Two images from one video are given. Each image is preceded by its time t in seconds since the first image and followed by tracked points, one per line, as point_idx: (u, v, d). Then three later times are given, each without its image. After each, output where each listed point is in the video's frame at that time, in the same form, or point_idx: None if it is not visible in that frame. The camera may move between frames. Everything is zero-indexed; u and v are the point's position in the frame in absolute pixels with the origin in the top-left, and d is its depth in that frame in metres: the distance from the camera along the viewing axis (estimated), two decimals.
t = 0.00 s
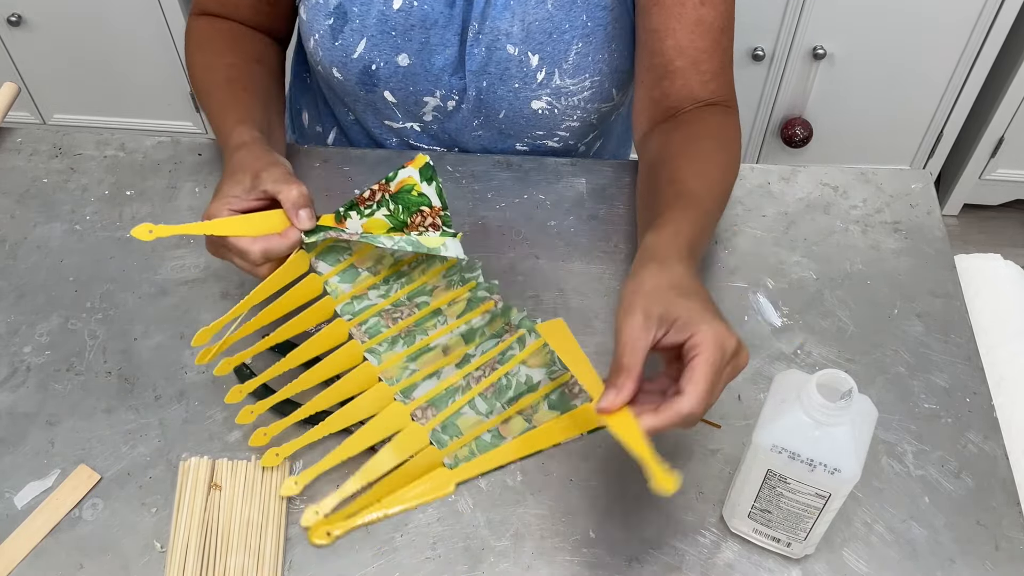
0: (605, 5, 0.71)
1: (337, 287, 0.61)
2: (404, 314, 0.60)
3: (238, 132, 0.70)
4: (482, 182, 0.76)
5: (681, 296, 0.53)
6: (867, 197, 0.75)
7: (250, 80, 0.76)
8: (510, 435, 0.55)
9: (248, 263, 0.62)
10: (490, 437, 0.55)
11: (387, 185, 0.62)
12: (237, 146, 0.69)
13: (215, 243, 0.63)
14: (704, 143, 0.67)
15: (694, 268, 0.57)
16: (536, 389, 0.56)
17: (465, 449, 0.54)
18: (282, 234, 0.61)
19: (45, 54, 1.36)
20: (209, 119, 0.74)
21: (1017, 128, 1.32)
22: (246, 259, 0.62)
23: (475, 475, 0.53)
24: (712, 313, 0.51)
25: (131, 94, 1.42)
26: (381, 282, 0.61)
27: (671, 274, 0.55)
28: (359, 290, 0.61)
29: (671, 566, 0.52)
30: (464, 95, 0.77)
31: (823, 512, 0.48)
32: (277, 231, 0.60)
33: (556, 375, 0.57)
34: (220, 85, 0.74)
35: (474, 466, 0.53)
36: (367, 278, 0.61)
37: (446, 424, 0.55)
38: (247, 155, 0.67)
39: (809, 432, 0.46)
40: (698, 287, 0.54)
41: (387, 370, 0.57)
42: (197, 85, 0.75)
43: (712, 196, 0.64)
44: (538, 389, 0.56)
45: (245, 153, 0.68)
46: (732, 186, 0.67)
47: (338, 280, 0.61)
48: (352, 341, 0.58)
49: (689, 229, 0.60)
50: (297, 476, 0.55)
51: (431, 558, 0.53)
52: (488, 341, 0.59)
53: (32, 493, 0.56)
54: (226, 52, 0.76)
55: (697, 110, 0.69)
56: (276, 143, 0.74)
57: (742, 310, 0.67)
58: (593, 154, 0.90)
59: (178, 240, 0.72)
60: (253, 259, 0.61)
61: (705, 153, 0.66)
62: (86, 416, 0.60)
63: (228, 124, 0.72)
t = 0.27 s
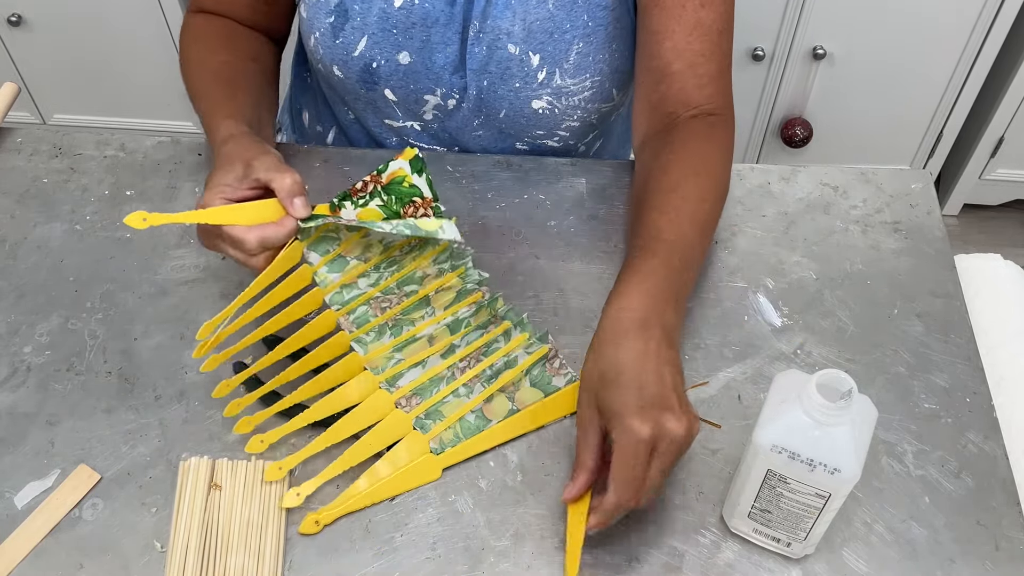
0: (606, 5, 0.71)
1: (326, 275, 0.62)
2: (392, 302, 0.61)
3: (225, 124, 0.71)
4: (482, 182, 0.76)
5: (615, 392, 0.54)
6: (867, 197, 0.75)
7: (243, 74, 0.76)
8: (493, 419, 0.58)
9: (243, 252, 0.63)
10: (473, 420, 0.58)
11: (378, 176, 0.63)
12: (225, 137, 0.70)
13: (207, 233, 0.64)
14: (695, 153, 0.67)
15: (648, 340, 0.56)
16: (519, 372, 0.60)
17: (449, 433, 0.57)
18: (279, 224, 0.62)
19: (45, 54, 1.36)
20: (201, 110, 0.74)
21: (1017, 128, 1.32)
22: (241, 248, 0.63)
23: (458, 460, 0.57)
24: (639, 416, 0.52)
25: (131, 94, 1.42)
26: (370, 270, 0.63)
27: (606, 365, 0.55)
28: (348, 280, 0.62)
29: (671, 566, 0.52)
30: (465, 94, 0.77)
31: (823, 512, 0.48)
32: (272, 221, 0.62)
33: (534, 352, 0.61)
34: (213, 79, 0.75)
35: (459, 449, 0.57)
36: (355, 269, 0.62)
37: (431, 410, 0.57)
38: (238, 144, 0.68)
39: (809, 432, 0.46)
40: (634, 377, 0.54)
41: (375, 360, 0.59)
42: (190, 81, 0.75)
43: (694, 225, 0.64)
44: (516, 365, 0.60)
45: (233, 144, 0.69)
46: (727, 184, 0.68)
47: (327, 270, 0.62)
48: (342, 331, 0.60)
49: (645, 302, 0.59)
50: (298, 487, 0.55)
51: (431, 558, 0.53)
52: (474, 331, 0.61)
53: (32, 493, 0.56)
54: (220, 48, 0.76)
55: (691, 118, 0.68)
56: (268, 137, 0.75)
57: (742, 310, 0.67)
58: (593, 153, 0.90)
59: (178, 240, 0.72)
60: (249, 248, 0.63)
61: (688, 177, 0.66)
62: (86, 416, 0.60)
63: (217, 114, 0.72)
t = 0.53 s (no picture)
0: (609, 6, 0.71)
1: (345, 284, 0.57)
2: (402, 306, 0.58)
3: (236, 130, 0.69)
4: (482, 182, 0.76)
5: (606, 416, 0.53)
6: (867, 197, 0.75)
7: (236, 81, 0.75)
8: (492, 420, 0.58)
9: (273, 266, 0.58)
10: (471, 421, 0.58)
11: (403, 188, 0.57)
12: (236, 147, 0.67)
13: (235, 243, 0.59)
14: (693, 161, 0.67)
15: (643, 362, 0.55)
16: (519, 374, 0.60)
17: (447, 434, 0.57)
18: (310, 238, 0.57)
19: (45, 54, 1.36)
20: (197, 123, 0.72)
21: (1017, 128, 1.32)
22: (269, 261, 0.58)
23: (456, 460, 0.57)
24: (632, 442, 0.52)
25: (131, 94, 1.42)
26: (385, 275, 0.57)
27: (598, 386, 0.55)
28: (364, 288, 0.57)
29: (671, 566, 0.52)
30: (468, 95, 0.77)
31: (824, 512, 0.48)
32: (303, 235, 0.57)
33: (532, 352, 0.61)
34: (208, 87, 0.72)
35: (457, 450, 0.57)
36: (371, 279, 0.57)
37: (430, 411, 0.58)
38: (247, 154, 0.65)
39: (809, 432, 0.46)
40: (628, 403, 0.53)
41: (377, 363, 0.58)
42: (176, 92, 0.73)
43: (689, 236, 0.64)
44: (516, 366, 0.60)
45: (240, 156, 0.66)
46: (727, 185, 0.69)
47: (348, 281, 0.57)
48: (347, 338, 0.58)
49: (639, 323, 0.58)
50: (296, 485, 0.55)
51: (431, 558, 0.53)
52: (478, 335, 0.61)
53: (32, 494, 0.56)
54: (209, 56, 0.74)
55: (690, 121, 0.68)
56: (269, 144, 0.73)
57: (742, 310, 0.67)
58: (594, 153, 0.90)
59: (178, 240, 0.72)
60: (281, 263, 0.57)
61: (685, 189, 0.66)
62: (86, 416, 0.60)
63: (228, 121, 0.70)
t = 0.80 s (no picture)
0: (613, 6, 0.72)
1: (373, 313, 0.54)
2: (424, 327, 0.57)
3: (248, 157, 0.66)
4: (482, 182, 0.76)
5: (612, 417, 0.53)
6: (867, 197, 0.75)
7: (239, 102, 0.72)
8: (492, 419, 0.58)
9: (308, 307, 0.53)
10: (472, 420, 0.58)
11: (433, 218, 0.55)
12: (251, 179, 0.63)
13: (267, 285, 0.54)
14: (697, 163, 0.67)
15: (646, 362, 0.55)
16: (520, 374, 0.60)
17: (447, 434, 0.57)
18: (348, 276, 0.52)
19: (45, 54, 1.35)
20: (205, 151, 0.68)
21: (1017, 128, 1.32)
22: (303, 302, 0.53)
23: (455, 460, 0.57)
24: (638, 443, 0.51)
25: (131, 95, 1.42)
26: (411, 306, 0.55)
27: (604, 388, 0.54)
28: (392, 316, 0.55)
29: (671, 566, 0.52)
30: (472, 97, 0.77)
31: (823, 512, 0.48)
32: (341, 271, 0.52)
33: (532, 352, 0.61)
34: (211, 112, 0.69)
35: (457, 450, 0.57)
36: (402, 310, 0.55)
37: (430, 411, 0.58)
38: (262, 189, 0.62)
39: (809, 432, 0.46)
40: (633, 403, 0.53)
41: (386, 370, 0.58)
42: (177, 110, 0.70)
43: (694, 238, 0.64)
44: (516, 365, 0.60)
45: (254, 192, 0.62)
46: (727, 185, 0.68)
47: (377, 314, 0.54)
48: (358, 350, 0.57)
49: (644, 320, 0.58)
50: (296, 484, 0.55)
51: (431, 558, 0.53)
52: (481, 337, 0.61)
53: (32, 494, 0.56)
54: (208, 79, 0.71)
55: (693, 120, 0.69)
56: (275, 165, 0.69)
57: (742, 310, 0.67)
58: (596, 152, 0.90)
59: (178, 240, 0.72)
60: (315, 305, 0.52)
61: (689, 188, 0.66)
62: (86, 416, 0.60)
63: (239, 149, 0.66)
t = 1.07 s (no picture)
0: (616, 5, 0.72)
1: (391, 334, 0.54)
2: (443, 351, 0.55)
3: (271, 148, 0.63)
4: (482, 182, 0.76)
5: (583, 299, 0.51)
6: (867, 197, 0.75)
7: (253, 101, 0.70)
8: (491, 420, 0.57)
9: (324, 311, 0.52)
10: (471, 422, 0.57)
11: (473, 253, 0.54)
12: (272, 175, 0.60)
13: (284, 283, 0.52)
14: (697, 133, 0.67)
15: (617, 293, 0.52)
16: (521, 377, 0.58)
17: (447, 438, 0.57)
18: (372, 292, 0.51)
19: (45, 54, 1.35)
20: (224, 158, 0.66)
21: (1017, 127, 1.32)
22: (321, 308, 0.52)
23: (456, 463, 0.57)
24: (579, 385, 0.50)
25: (132, 95, 1.42)
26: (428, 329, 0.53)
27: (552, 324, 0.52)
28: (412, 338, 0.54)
29: (671, 566, 0.52)
30: (476, 97, 0.77)
31: (823, 512, 0.48)
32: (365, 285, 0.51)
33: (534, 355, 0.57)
34: (227, 111, 0.67)
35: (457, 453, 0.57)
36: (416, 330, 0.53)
37: (432, 415, 0.57)
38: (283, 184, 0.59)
39: (809, 432, 0.46)
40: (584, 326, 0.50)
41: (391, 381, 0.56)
42: (195, 120, 0.68)
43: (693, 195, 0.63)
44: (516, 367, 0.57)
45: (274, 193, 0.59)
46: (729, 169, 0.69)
47: (394, 334, 0.53)
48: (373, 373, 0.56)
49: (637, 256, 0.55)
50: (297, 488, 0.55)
51: (431, 558, 0.53)
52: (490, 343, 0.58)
53: (32, 493, 0.56)
54: (218, 83, 0.69)
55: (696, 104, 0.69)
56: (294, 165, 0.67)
57: (742, 310, 0.67)
58: (598, 152, 0.90)
59: (178, 240, 0.72)
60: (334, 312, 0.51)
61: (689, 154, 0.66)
62: (86, 416, 0.60)
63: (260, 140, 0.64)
